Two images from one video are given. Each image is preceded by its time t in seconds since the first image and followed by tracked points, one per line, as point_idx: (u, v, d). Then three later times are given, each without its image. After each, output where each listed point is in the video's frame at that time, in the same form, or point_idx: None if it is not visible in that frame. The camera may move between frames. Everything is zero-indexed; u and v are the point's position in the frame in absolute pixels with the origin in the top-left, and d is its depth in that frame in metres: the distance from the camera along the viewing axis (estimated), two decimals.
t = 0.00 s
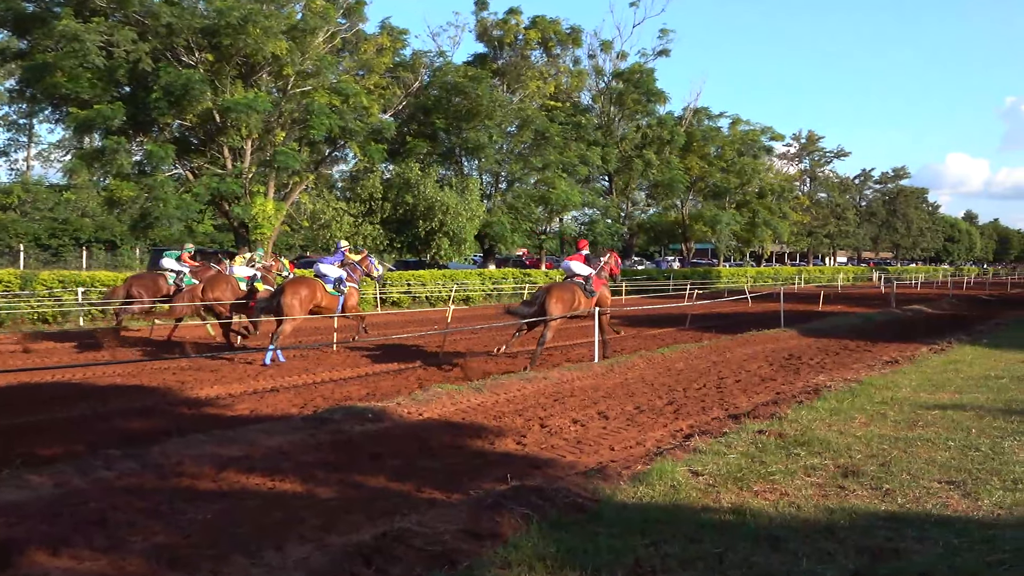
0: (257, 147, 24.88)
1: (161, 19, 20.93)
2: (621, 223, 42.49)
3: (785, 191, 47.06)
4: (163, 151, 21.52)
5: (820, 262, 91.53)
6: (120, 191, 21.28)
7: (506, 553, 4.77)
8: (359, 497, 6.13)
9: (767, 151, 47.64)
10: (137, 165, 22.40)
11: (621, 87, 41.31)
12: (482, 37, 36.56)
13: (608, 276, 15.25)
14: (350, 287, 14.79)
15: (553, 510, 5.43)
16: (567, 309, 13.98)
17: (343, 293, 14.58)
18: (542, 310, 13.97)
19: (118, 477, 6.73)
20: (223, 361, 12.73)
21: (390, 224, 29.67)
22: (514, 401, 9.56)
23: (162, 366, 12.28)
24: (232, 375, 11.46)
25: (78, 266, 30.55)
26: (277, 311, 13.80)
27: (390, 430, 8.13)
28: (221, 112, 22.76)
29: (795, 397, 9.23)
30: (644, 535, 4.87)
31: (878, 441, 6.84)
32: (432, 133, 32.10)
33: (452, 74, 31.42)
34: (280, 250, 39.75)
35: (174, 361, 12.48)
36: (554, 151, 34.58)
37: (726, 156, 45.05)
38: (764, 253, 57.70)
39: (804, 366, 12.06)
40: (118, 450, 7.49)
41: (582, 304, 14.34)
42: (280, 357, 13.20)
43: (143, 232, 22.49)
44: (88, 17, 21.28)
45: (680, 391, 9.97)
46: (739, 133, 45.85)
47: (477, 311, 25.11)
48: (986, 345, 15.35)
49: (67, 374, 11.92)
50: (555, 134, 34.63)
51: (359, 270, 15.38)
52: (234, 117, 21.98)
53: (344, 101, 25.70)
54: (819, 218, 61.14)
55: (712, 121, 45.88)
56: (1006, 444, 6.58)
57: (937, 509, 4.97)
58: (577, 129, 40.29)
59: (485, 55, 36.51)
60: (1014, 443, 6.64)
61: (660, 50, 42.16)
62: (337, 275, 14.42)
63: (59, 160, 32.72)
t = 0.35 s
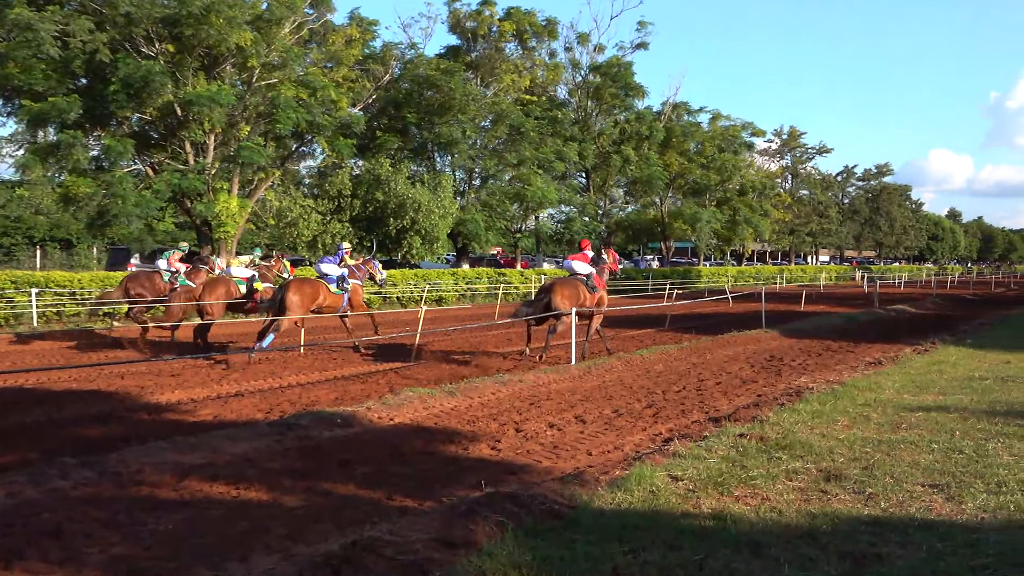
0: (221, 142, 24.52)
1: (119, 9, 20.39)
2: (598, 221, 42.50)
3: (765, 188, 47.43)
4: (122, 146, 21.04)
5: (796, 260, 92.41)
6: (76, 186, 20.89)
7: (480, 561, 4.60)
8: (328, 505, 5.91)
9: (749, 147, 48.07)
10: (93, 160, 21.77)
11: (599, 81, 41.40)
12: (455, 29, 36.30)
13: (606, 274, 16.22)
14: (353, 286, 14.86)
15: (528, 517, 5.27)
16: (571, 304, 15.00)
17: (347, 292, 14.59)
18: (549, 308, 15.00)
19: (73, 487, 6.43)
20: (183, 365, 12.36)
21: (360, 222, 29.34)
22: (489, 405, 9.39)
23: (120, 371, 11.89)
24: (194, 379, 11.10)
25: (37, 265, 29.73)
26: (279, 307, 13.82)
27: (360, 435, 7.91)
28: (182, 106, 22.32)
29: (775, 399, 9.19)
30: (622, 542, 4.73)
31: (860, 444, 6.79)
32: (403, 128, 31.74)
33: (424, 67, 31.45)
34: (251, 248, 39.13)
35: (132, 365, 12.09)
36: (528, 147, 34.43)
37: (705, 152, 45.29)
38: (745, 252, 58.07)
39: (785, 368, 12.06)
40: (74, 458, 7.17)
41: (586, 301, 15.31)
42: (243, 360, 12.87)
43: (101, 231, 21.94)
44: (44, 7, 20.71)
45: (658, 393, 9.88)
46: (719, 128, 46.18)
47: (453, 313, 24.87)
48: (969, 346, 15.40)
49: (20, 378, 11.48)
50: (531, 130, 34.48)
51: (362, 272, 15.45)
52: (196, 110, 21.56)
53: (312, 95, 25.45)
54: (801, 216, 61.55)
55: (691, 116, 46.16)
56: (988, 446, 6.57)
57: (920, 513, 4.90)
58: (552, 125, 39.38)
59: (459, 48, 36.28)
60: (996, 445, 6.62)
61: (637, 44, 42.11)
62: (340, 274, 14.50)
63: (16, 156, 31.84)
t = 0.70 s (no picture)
0: (189, 136, 24.13)
1: None
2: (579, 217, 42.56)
3: (751, 185, 47.78)
4: (85, 140, 20.53)
5: (778, 258, 93.04)
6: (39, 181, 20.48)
7: (458, 569, 4.45)
8: (301, 512, 5.73)
9: (733, 142, 48.41)
10: (57, 155, 21.45)
11: (580, 75, 41.27)
12: (432, 21, 36.00)
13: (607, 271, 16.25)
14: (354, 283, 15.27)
15: (508, 523, 5.14)
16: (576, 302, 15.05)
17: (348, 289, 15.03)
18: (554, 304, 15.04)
19: (33, 495, 6.17)
20: (149, 368, 12.05)
21: (334, 220, 28.90)
22: (468, 408, 9.24)
23: (83, 374, 11.52)
24: (162, 382, 10.79)
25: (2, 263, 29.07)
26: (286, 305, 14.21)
27: (335, 440, 7.71)
28: (148, 99, 21.87)
29: (760, 402, 9.14)
30: (604, 549, 4.61)
31: (847, 447, 6.75)
32: (378, 123, 31.43)
33: (400, 60, 31.21)
34: (226, 247, 38.58)
35: (96, 366, 11.78)
36: (508, 143, 34.33)
37: (689, 149, 45.64)
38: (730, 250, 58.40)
39: (770, 369, 12.05)
40: (35, 465, 6.90)
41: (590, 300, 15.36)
42: (212, 362, 12.58)
43: (63, 228, 21.46)
44: None
45: (641, 396, 9.80)
46: (703, 124, 46.70)
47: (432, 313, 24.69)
48: (957, 347, 15.43)
49: None
50: (511, 126, 34.52)
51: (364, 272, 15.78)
52: (162, 104, 21.16)
53: (284, 88, 25.35)
54: (786, 214, 62.33)
55: (674, 112, 46.36)
56: (976, 449, 6.55)
57: (907, 517, 4.84)
58: (533, 118, 39.72)
59: (436, 40, 36.06)
60: (983, 448, 6.60)
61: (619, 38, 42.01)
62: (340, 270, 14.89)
63: None
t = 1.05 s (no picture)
0: (152, 130, 23.63)
1: None
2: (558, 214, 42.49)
3: (734, 182, 48.01)
4: (42, 134, 20.03)
5: (758, 257, 93.60)
6: None
7: None
8: (268, 522, 5.50)
9: (716, 138, 48.60)
10: (13, 150, 21.04)
11: (559, 68, 41.34)
12: (406, 12, 35.71)
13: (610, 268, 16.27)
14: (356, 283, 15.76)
15: (485, 532, 4.97)
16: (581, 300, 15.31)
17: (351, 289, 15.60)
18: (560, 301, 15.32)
19: None
20: (109, 373, 11.68)
21: (303, 219, 28.41)
22: (443, 412, 9.06)
23: (39, 379, 11.12)
24: (124, 387, 10.46)
25: None
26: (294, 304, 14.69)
27: (306, 446, 7.50)
28: (109, 91, 21.35)
29: (744, 404, 9.08)
30: (585, 557, 4.47)
31: (833, 451, 6.67)
32: (348, 117, 31.14)
33: (372, 52, 30.93)
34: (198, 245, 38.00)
35: (50, 371, 11.35)
36: (484, 137, 34.02)
37: (671, 144, 46.05)
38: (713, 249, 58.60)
39: (754, 371, 12.01)
40: None
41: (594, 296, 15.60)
42: (175, 367, 12.24)
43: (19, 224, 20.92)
44: None
45: (622, 399, 9.69)
46: (686, 118, 46.78)
47: (409, 314, 24.46)
48: (944, 348, 15.43)
49: None
50: (487, 121, 34.14)
51: (363, 269, 16.02)
52: (124, 97, 20.68)
53: (250, 81, 24.70)
54: (772, 211, 63.18)
55: (655, 105, 46.39)
56: (965, 453, 6.52)
57: (895, 523, 4.76)
58: (511, 113, 39.26)
59: (410, 31, 35.80)
60: (972, 451, 6.57)
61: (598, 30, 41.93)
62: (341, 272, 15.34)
63: None
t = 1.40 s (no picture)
0: (114, 123, 23.15)
1: None
2: (538, 211, 42.30)
3: (718, 178, 48.10)
4: None
5: (741, 256, 93.96)
6: None
7: None
8: (236, 533, 5.29)
9: (700, 132, 48.62)
10: None
11: (539, 60, 41.08)
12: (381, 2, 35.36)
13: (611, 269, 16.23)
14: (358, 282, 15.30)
15: (463, 542, 4.80)
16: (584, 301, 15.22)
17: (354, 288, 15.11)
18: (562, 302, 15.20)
19: None
20: (66, 378, 11.30)
21: (273, 216, 28.03)
22: (421, 418, 8.87)
23: None
24: (86, 393, 10.12)
25: None
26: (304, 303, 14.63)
27: (277, 453, 7.27)
28: (69, 83, 20.82)
29: (730, 408, 8.99)
30: (567, 568, 4.31)
31: (821, 456, 6.58)
32: (321, 111, 30.76)
33: (345, 43, 30.53)
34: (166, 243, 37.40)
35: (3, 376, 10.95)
36: (461, 132, 33.87)
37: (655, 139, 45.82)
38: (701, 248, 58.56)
39: (741, 374, 11.93)
40: None
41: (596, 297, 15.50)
42: (138, 372, 11.88)
43: None
44: None
45: (604, 403, 9.55)
46: (670, 113, 46.82)
47: (387, 315, 24.16)
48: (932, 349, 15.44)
49: None
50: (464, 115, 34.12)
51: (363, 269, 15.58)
52: (85, 89, 20.22)
53: (217, 72, 24.82)
54: (757, 209, 64.00)
55: (638, 100, 46.31)
56: (957, 457, 6.46)
57: (885, 529, 4.66)
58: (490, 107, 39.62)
59: (384, 22, 35.39)
60: (964, 456, 6.51)
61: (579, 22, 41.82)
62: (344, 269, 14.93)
63: None
